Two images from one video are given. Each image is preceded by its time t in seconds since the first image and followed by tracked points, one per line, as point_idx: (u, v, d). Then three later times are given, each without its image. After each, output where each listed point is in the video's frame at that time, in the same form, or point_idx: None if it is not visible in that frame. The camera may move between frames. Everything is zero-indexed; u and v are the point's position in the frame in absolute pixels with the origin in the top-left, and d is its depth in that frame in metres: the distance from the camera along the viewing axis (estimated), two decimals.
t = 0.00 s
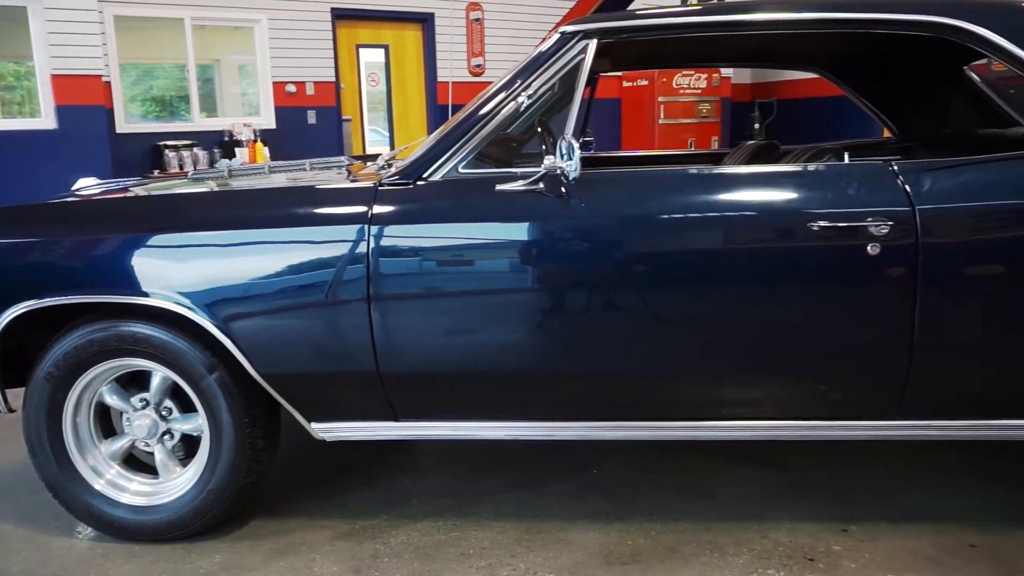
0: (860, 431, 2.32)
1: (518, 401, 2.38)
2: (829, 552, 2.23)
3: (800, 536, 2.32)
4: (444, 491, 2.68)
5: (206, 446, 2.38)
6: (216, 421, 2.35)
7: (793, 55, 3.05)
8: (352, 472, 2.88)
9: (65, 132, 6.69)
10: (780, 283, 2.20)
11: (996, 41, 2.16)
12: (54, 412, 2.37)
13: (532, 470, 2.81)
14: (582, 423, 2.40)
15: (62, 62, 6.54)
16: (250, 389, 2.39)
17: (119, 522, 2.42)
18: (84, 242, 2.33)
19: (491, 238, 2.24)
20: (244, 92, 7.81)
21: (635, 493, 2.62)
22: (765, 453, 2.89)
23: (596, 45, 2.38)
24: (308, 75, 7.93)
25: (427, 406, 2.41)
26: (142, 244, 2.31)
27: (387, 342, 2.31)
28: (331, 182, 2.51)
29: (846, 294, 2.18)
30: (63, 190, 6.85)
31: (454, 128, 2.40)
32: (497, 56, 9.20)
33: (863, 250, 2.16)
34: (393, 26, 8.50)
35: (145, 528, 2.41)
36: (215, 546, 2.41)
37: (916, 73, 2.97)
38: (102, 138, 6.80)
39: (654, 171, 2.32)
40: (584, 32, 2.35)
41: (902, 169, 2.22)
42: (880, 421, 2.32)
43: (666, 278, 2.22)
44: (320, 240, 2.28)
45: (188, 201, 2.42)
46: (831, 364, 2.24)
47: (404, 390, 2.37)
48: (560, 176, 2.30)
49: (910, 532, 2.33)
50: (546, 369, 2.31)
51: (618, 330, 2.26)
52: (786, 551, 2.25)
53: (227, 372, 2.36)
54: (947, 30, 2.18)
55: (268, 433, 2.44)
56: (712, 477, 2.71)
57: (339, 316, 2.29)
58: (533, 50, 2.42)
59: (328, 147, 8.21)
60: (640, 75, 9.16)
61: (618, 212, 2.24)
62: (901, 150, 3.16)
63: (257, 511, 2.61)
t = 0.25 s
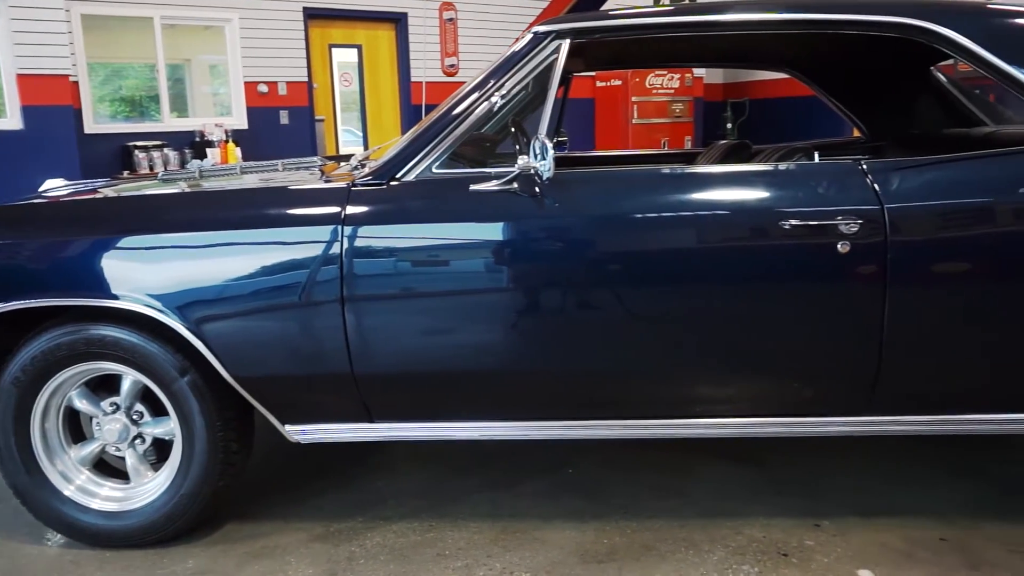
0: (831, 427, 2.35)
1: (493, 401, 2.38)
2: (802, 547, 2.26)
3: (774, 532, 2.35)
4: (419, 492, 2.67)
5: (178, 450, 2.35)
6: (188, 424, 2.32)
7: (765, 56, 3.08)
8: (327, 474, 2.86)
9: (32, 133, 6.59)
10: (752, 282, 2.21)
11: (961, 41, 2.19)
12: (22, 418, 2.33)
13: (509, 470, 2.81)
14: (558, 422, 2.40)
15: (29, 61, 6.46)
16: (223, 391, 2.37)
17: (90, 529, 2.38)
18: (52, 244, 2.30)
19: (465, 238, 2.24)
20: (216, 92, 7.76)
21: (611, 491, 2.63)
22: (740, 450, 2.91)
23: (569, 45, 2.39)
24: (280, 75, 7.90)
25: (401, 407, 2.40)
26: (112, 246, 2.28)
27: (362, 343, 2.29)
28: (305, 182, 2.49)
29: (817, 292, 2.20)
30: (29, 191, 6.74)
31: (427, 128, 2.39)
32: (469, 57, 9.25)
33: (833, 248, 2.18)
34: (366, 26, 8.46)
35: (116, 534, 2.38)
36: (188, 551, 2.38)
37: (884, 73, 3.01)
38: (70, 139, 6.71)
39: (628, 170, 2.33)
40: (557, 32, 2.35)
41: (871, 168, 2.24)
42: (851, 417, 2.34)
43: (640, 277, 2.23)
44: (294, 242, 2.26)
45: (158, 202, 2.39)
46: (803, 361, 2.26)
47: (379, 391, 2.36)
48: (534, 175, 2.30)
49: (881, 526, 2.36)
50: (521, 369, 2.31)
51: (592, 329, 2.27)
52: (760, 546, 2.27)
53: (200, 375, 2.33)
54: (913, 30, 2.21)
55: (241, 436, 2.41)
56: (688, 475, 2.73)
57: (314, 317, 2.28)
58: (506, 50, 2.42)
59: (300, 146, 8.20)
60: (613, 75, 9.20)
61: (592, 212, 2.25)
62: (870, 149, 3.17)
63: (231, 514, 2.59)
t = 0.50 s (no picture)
0: (803, 424, 2.37)
1: (468, 402, 2.38)
2: (775, 543, 2.28)
3: (748, 528, 2.37)
4: (395, 494, 2.66)
5: (149, 454, 2.32)
6: (159, 428, 2.30)
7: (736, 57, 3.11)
8: (301, 477, 2.84)
9: None
10: (725, 280, 2.22)
11: (927, 42, 2.22)
12: None
13: (485, 470, 2.81)
14: (533, 422, 2.41)
15: None
16: (195, 395, 2.35)
17: (59, 535, 2.34)
18: (18, 247, 2.26)
19: (439, 238, 2.24)
20: (186, 91, 7.70)
21: (587, 490, 2.63)
22: (714, 448, 2.94)
23: (542, 45, 2.39)
24: (251, 75, 7.86)
25: (375, 409, 2.39)
26: (80, 248, 2.25)
27: (336, 345, 2.28)
28: (277, 183, 2.47)
29: (789, 290, 2.22)
30: None
31: (400, 128, 2.39)
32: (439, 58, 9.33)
33: (804, 246, 2.19)
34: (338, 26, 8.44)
35: (86, 541, 2.34)
36: (160, 557, 2.35)
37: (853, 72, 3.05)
38: (36, 139, 6.60)
39: (601, 170, 2.34)
40: (529, 32, 2.36)
41: (841, 167, 2.27)
42: (823, 413, 2.36)
43: (614, 276, 2.23)
44: (266, 243, 2.25)
45: (128, 204, 2.36)
46: (776, 358, 2.28)
47: (353, 393, 2.35)
48: (507, 175, 2.30)
49: (853, 521, 2.39)
50: (496, 369, 2.31)
51: (567, 328, 2.27)
52: (735, 543, 2.29)
53: (171, 379, 2.31)
54: (880, 31, 2.24)
55: (214, 440, 2.39)
56: (663, 473, 2.74)
57: (287, 319, 2.26)
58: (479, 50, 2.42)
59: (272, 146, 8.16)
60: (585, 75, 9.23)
61: (566, 211, 2.25)
62: (839, 147, 3.19)
63: (204, 519, 2.56)
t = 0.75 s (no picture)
0: (776, 420, 2.39)
1: (443, 403, 2.38)
2: (749, 539, 2.30)
3: (722, 524, 2.38)
4: (370, 496, 2.65)
5: (119, 459, 2.29)
6: (130, 433, 2.26)
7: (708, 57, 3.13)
8: (276, 480, 2.82)
9: None
10: (699, 279, 2.24)
11: (894, 42, 2.25)
12: None
13: (461, 471, 2.80)
14: (509, 422, 2.40)
15: None
16: (166, 399, 2.32)
17: (27, 543, 2.30)
18: None
19: (413, 239, 2.23)
20: (155, 92, 7.63)
21: (562, 489, 2.64)
22: (689, 446, 2.96)
23: (514, 45, 2.39)
24: (222, 75, 7.81)
25: (349, 410, 2.38)
26: (47, 251, 2.22)
27: (309, 347, 2.27)
28: (248, 184, 2.45)
29: (761, 288, 2.23)
30: None
31: (373, 129, 2.38)
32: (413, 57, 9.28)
33: (775, 244, 2.21)
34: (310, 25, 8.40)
35: (55, 548, 2.30)
36: (132, 563, 2.32)
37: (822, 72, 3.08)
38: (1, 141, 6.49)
39: (575, 170, 2.34)
40: (501, 32, 2.36)
41: (811, 166, 2.29)
42: (796, 410, 2.38)
43: (589, 275, 2.24)
44: (238, 244, 2.23)
45: (96, 206, 2.32)
46: (749, 356, 2.29)
47: (327, 394, 2.34)
48: (481, 175, 2.30)
49: (826, 516, 2.42)
50: (470, 369, 2.31)
51: (542, 328, 2.27)
52: (709, 539, 2.31)
53: (141, 383, 2.28)
54: (848, 32, 2.26)
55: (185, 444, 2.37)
56: (639, 471, 2.75)
57: (260, 321, 2.24)
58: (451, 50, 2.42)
59: (243, 147, 8.11)
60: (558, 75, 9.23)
61: (540, 211, 2.25)
62: (810, 146, 3.24)
63: (177, 524, 2.53)
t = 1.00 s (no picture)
0: (749, 418, 2.41)
1: (418, 404, 2.37)
2: (723, 535, 2.31)
3: (696, 522, 2.40)
4: (345, 498, 2.64)
5: (88, 464, 2.26)
6: (99, 437, 2.23)
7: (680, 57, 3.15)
8: (250, 483, 2.79)
9: None
10: (673, 278, 2.24)
11: (861, 43, 2.28)
12: None
13: (437, 472, 2.80)
14: (484, 422, 2.40)
15: None
16: (136, 403, 2.29)
17: None
18: None
19: (386, 239, 2.22)
20: (125, 92, 7.52)
21: (538, 489, 2.64)
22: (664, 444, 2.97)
23: (487, 45, 2.39)
24: (192, 75, 7.75)
25: (322, 413, 2.36)
26: (13, 254, 2.18)
27: (282, 349, 2.25)
28: (219, 184, 2.43)
29: (734, 286, 2.24)
30: None
31: (345, 129, 2.36)
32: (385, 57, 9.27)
33: (747, 243, 2.22)
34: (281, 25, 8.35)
35: (23, 556, 2.26)
36: (102, 570, 2.29)
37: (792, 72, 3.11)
38: None
39: (548, 170, 2.34)
40: (474, 32, 2.36)
41: (781, 165, 2.32)
42: (769, 407, 2.40)
43: (563, 275, 2.24)
44: (208, 246, 2.20)
45: (63, 208, 2.29)
46: (723, 354, 2.30)
47: (301, 397, 2.32)
48: (454, 175, 2.29)
49: (799, 512, 2.44)
50: (444, 370, 2.30)
51: (517, 328, 2.27)
52: (684, 536, 2.32)
53: (111, 387, 2.24)
54: (817, 32, 2.29)
55: (156, 448, 2.34)
56: (615, 470, 2.76)
57: (232, 323, 2.22)
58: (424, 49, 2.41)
59: (214, 147, 8.07)
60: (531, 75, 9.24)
61: (514, 211, 2.25)
62: (781, 146, 3.28)
63: (149, 530, 2.50)
